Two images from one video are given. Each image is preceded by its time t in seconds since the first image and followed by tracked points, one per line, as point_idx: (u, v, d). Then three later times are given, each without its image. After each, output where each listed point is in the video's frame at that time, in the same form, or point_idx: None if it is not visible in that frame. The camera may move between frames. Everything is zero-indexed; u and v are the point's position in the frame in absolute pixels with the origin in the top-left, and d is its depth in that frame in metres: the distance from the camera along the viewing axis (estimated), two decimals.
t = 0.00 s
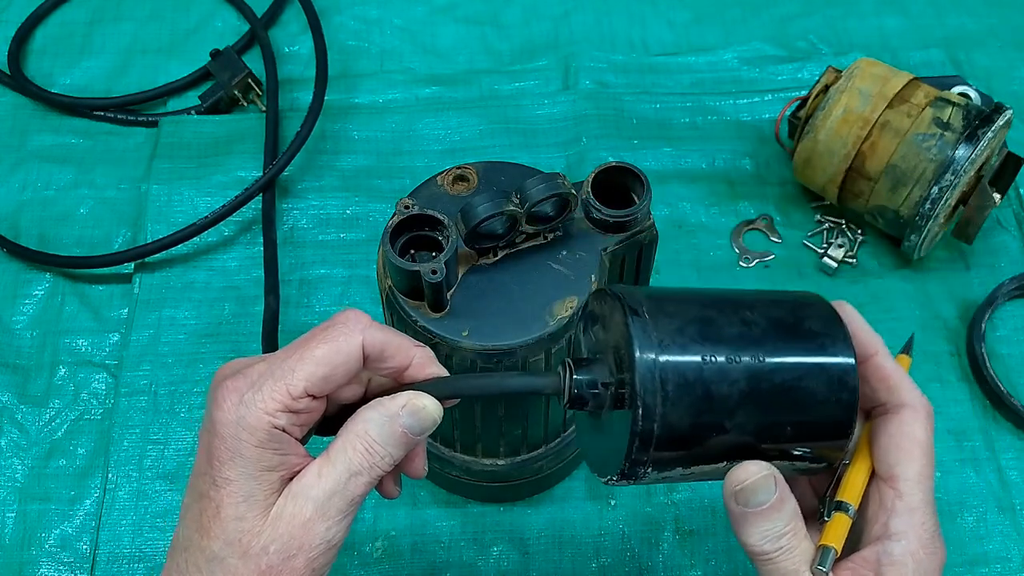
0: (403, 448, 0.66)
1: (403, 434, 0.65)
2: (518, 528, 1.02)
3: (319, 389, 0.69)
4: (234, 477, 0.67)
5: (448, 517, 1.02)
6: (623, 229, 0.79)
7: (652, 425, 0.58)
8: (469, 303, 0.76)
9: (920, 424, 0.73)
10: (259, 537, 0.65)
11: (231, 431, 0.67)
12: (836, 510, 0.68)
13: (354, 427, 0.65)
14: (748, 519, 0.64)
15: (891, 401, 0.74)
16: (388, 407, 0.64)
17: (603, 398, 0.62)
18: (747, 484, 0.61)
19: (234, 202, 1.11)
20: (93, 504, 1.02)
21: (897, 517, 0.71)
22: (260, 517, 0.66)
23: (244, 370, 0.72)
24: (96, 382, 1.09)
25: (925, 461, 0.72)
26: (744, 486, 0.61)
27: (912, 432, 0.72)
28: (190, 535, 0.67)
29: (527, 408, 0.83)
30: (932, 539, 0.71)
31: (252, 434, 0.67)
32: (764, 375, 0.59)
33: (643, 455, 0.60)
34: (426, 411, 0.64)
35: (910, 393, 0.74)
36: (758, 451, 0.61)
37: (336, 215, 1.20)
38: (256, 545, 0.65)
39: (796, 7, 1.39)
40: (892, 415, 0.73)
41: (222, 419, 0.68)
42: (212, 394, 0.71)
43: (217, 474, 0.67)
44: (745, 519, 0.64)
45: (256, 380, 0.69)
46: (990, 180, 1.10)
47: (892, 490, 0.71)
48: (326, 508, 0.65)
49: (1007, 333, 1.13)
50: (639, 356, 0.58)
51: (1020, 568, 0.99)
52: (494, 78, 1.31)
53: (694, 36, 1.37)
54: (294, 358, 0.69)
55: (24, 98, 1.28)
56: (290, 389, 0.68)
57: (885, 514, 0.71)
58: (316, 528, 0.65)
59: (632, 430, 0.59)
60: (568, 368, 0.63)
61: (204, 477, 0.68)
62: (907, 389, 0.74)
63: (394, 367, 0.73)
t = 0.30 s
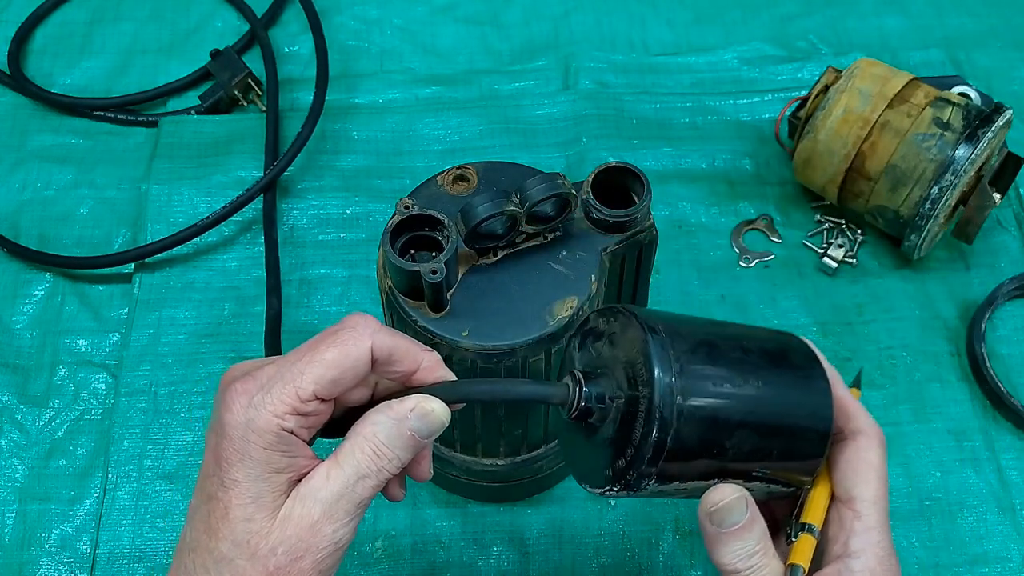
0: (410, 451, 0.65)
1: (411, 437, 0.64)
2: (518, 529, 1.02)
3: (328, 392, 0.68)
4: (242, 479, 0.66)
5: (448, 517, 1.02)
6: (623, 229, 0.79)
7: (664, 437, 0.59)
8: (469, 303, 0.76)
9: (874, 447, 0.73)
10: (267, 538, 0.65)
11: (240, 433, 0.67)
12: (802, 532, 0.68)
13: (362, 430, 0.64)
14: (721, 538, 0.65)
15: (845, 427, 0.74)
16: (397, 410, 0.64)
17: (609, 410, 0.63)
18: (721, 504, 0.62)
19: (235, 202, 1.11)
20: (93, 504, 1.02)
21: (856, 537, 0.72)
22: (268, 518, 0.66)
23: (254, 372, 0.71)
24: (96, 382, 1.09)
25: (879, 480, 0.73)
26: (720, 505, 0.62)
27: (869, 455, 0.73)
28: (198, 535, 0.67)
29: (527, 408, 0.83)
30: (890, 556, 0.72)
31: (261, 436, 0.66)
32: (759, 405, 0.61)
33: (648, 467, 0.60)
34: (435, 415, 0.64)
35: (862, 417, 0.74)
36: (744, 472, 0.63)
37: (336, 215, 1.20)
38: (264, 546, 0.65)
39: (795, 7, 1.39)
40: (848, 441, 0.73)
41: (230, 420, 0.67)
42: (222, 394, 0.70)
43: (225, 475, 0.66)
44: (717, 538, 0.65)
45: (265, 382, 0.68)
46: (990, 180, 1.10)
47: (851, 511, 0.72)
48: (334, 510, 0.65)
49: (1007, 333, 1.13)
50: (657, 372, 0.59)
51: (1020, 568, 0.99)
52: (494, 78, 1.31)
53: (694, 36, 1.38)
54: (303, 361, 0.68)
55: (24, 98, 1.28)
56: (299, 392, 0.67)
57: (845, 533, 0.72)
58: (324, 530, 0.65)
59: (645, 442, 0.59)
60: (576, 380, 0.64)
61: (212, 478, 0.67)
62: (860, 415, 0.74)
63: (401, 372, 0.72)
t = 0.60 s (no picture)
0: (417, 454, 0.65)
1: (418, 440, 0.64)
2: (519, 529, 1.02)
3: (336, 397, 0.67)
4: (249, 482, 0.66)
5: (448, 517, 1.02)
6: (623, 229, 0.79)
7: (671, 455, 0.59)
8: (468, 303, 0.76)
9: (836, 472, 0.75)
10: (274, 542, 0.65)
11: (247, 437, 0.66)
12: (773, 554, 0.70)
13: (369, 435, 0.64)
14: (698, 559, 0.67)
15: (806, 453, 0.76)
16: (404, 415, 0.64)
17: (610, 426, 0.62)
18: (700, 524, 0.65)
19: (235, 202, 1.11)
20: (93, 504, 1.02)
21: (822, 555, 0.74)
22: (275, 522, 0.65)
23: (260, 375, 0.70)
24: (97, 382, 1.09)
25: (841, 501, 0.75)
26: (698, 526, 0.65)
27: (829, 479, 0.75)
28: (204, 538, 0.67)
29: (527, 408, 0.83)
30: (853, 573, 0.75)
31: (269, 440, 0.66)
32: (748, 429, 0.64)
33: (649, 484, 0.60)
34: (442, 419, 0.63)
35: (822, 444, 0.76)
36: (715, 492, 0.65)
37: (336, 215, 1.20)
38: (271, 550, 0.65)
39: (795, 8, 1.40)
40: (809, 466, 0.75)
41: (237, 424, 0.66)
42: (228, 397, 0.70)
43: (232, 479, 0.66)
44: (695, 560, 0.67)
45: (272, 386, 0.67)
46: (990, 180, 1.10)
47: (814, 532, 0.75)
48: (340, 513, 0.65)
49: (1007, 333, 1.13)
50: (667, 395, 0.59)
51: (1020, 567, 0.99)
52: (495, 78, 1.31)
53: (694, 36, 1.38)
54: (311, 365, 0.67)
55: (23, 98, 1.28)
56: (308, 396, 0.66)
57: (810, 553, 0.75)
58: (330, 534, 0.65)
59: (650, 460, 0.59)
60: (578, 394, 0.62)
61: (219, 481, 0.67)
62: (818, 441, 0.76)
63: (408, 376, 0.72)
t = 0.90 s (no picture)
0: (427, 463, 0.65)
1: (429, 450, 0.64)
2: (519, 530, 1.02)
3: (348, 406, 0.67)
4: (261, 490, 0.65)
5: (448, 517, 1.02)
6: (623, 229, 0.79)
7: (669, 476, 0.60)
8: (468, 303, 0.76)
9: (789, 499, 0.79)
10: (284, 550, 0.65)
11: (259, 445, 0.65)
12: None
13: (379, 445, 0.64)
14: None
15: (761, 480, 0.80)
16: (415, 424, 0.63)
17: (608, 446, 0.62)
18: (669, 547, 0.70)
19: (236, 201, 1.11)
20: (93, 504, 1.02)
21: None
22: (285, 529, 0.65)
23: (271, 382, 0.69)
24: (96, 382, 1.09)
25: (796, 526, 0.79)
26: (668, 549, 0.70)
27: (784, 505, 0.78)
28: (213, 545, 0.66)
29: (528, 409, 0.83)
30: None
31: (281, 449, 0.65)
32: (722, 459, 0.67)
33: (646, 504, 0.60)
34: (454, 429, 0.63)
35: (776, 472, 0.80)
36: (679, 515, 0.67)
37: (336, 215, 1.20)
38: (281, 558, 0.65)
39: (795, 8, 1.39)
40: (766, 493, 0.79)
41: (249, 432, 0.66)
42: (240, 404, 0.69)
43: (243, 486, 0.66)
44: None
45: (285, 395, 0.66)
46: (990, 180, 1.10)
47: (772, 556, 0.78)
48: (350, 521, 0.65)
49: (1007, 333, 1.13)
50: (669, 420, 0.60)
51: (1020, 568, 0.99)
52: (495, 78, 1.31)
53: (694, 36, 1.38)
54: (323, 374, 0.66)
55: (23, 98, 1.28)
56: (320, 406, 0.66)
57: None
58: (340, 541, 0.65)
59: (652, 480, 0.59)
60: (581, 414, 0.62)
61: (229, 488, 0.67)
62: (772, 469, 0.80)
63: (421, 385, 0.71)
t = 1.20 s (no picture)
0: (424, 460, 0.65)
1: (426, 447, 0.64)
2: (520, 529, 1.02)
3: (345, 403, 0.67)
4: (258, 487, 0.65)
5: (448, 517, 1.02)
6: (623, 229, 0.79)
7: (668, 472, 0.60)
8: (468, 303, 0.76)
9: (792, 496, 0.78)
10: (282, 547, 0.65)
11: (256, 442, 0.65)
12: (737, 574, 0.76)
13: (376, 443, 0.64)
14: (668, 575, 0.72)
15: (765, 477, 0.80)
16: (412, 421, 0.63)
17: (607, 444, 0.61)
18: (672, 544, 0.70)
19: (236, 202, 1.11)
20: (93, 504, 1.02)
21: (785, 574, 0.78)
22: (283, 527, 0.65)
23: (268, 380, 0.69)
24: (96, 382, 1.09)
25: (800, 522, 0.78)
26: (671, 545, 0.70)
27: (788, 501, 0.78)
28: (211, 542, 0.67)
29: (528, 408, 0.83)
30: None
31: (278, 446, 0.65)
32: (722, 455, 0.67)
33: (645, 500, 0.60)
34: (450, 426, 0.63)
35: (779, 468, 0.80)
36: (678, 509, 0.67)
37: (336, 215, 1.20)
38: (278, 555, 0.65)
39: (796, 8, 1.39)
40: (769, 489, 0.79)
41: (246, 429, 0.66)
42: (238, 401, 0.69)
43: (241, 483, 0.66)
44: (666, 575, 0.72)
45: (282, 392, 0.66)
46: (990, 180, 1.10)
47: (775, 552, 0.78)
48: (347, 518, 0.65)
49: (1007, 333, 1.13)
50: (669, 416, 0.60)
51: (1020, 568, 0.99)
52: (495, 78, 1.31)
53: (694, 36, 1.38)
54: (320, 371, 0.66)
55: (24, 98, 1.28)
56: (317, 403, 0.66)
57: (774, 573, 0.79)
58: (337, 539, 0.65)
59: (651, 477, 0.59)
60: (579, 411, 0.61)
61: (226, 485, 0.67)
62: (775, 465, 0.80)
63: (418, 383, 0.71)
